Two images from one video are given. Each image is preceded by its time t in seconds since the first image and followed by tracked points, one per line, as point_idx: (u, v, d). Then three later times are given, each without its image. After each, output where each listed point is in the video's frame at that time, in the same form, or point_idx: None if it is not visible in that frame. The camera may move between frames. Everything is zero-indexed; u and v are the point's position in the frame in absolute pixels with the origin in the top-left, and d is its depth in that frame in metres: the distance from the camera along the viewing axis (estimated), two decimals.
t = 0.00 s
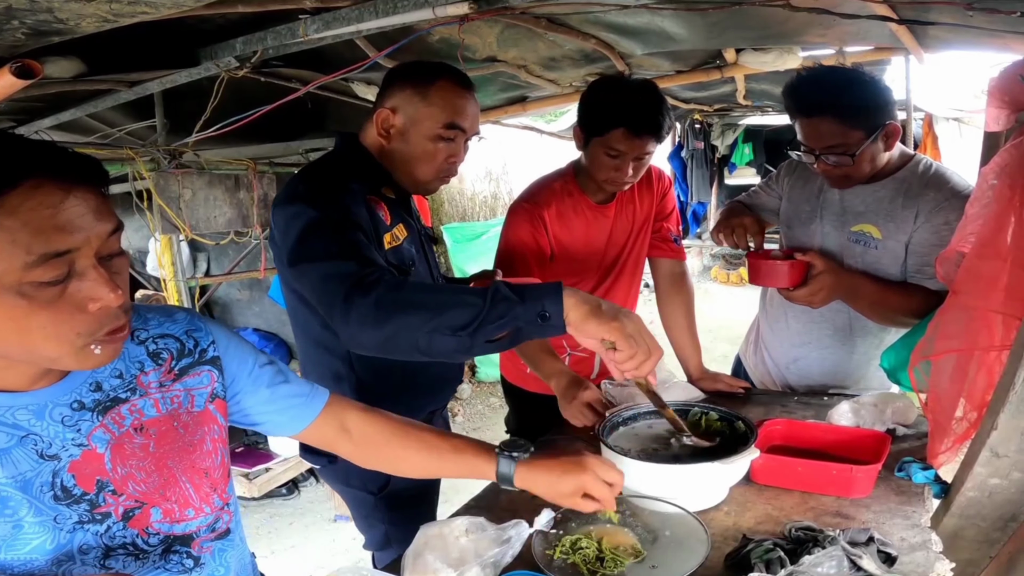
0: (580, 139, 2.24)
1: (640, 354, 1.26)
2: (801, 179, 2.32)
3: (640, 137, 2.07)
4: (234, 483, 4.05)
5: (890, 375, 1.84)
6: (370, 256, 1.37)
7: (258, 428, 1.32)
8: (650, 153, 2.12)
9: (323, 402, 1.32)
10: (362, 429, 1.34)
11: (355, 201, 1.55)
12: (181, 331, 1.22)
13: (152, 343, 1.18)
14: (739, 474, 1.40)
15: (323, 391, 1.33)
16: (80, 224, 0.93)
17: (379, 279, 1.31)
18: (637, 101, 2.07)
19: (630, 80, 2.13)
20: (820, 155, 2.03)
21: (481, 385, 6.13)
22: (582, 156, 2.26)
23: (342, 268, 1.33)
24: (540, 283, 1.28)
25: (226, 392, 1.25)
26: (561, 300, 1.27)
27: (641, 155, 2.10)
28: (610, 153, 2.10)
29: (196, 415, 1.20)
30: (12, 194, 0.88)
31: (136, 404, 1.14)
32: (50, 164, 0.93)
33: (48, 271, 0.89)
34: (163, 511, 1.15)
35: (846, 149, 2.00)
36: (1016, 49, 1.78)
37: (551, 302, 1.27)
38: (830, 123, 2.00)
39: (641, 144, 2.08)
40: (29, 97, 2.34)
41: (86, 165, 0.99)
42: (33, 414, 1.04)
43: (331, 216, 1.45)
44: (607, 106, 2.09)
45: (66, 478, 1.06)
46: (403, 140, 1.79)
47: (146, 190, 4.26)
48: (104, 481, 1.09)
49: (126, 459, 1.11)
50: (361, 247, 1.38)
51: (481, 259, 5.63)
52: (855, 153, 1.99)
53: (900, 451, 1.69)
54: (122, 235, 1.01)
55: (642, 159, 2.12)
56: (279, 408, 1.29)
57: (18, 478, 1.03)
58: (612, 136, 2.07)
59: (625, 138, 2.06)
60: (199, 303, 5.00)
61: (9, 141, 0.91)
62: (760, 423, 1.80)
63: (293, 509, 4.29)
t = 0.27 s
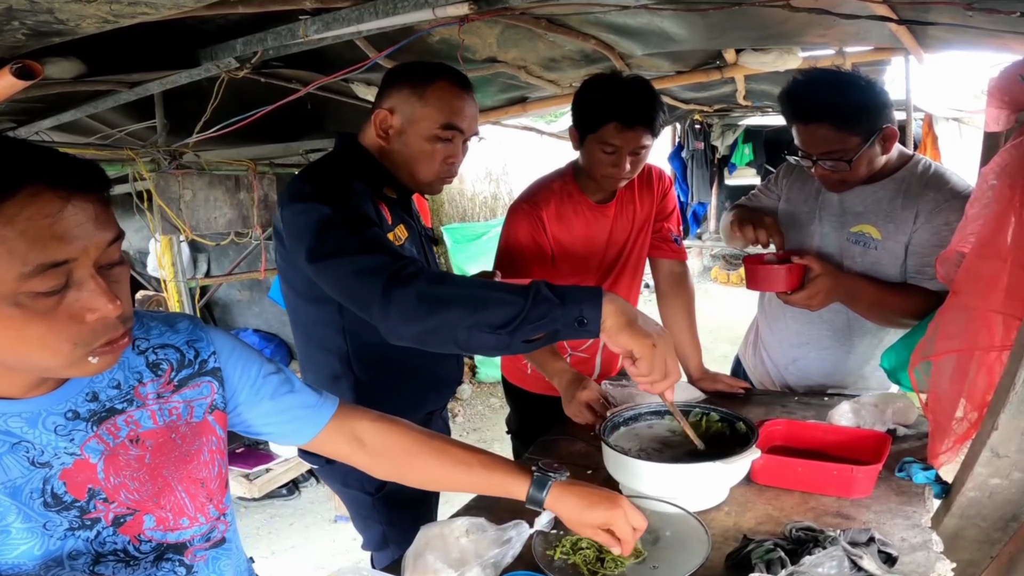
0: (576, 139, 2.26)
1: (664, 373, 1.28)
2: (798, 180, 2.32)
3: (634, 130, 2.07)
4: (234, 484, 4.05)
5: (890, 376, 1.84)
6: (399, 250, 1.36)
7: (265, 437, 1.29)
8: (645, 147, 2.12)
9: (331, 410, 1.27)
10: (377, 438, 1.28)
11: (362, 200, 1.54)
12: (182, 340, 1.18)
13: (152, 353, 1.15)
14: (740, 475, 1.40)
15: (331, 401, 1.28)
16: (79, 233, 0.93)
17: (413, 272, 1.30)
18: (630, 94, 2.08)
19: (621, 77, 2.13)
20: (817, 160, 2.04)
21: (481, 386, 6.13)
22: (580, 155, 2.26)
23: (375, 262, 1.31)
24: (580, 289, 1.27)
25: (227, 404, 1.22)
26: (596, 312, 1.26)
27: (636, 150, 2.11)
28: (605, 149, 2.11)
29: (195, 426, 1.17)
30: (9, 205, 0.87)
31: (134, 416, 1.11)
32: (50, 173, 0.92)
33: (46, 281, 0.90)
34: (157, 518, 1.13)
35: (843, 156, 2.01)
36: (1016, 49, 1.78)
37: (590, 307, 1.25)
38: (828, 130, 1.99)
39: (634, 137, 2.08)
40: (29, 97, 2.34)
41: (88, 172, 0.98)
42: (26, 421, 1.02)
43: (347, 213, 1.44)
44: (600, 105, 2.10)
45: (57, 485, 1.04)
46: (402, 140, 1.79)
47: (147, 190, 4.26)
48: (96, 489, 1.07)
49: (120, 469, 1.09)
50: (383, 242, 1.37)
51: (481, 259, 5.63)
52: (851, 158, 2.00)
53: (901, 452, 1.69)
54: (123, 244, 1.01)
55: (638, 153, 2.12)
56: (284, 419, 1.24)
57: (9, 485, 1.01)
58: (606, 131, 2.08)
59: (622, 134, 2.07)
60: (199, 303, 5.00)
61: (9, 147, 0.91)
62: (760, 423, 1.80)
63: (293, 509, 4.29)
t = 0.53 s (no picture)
0: (574, 140, 2.27)
1: (675, 365, 1.32)
2: (798, 180, 2.32)
3: (630, 123, 2.08)
4: (234, 485, 4.05)
5: (890, 376, 1.84)
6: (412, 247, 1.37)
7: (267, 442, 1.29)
8: (643, 142, 2.12)
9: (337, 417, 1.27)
10: (386, 441, 1.28)
11: (368, 196, 1.54)
12: (182, 348, 1.18)
13: (152, 360, 1.15)
14: (740, 476, 1.40)
15: (338, 405, 1.29)
16: (80, 237, 0.93)
17: (429, 268, 1.31)
18: (627, 90, 2.09)
19: (614, 74, 2.14)
20: (816, 162, 2.04)
21: (481, 387, 6.13)
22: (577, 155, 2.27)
23: (391, 259, 1.32)
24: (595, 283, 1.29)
25: (226, 413, 1.22)
26: (614, 303, 1.28)
27: (634, 145, 2.11)
28: (603, 145, 2.11)
29: (193, 434, 1.17)
30: (9, 209, 0.87)
31: (131, 424, 1.11)
32: (50, 177, 0.92)
33: (47, 285, 0.90)
34: (153, 525, 1.12)
35: (842, 157, 2.01)
36: (1016, 49, 1.78)
37: (606, 300, 1.28)
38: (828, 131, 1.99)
39: (631, 132, 2.09)
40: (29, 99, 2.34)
41: (87, 175, 0.98)
42: (21, 428, 1.02)
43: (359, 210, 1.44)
44: (596, 103, 2.11)
45: (52, 492, 1.04)
46: (407, 141, 1.79)
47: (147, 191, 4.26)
48: (91, 498, 1.07)
49: (116, 477, 1.09)
50: (396, 239, 1.38)
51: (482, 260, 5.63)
52: (852, 159, 2.00)
53: (901, 452, 1.69)
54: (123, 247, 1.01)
55: (636, 148, 2.13)
56: (287, 424, 1.24)
57: (3, 492, 1.01)
58: (602, 127, 2.09)
59: (620, 129, 2.08)
60: (199, 304, 5.00)
61: (8, 150, 0.90)
62: (760, 424, 1.80)
63: (293, 510, 4.28)
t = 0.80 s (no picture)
0: (574, 140, 2.28)
1: (640, 389, 1.22)
2: (799, 181, 2.32)
3: (630, 122, 2.08)
4: (234, 485, 4.05)
5: (890, 376, 1.84)
6: (389, 278, 1.40)
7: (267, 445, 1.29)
8: (642, 141, 2.12)
9: (338, 416, 1.29)
10: (387, 442, 1.29)
11: (361, 203, 1.54)
12: (182, 349, 1.19)
13: (152, 362, 1.15)
14: (740, 476, 1.40)
15: (339, 406, 1.30)
16: (80, 235, 0.93)
17: (397, 307, 1.36)
18: (629, 89, 2.09)
19: (611, 74, 2.15)
20: (816, 161, 2.04)
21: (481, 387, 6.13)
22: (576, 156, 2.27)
23: (362, 295, 1.36)
24: (550, 331, 1.30)
25: (226, 415, 1.22)
26: (564, 348, 1.29)
27: (633, 145, 2.11)
28: (603, 145, 2.11)
29: (193, 436, 1.17)
30: (9, 207, 0.87)
31: (131, 425, 1.11)
32: (51, 176, 0.92)
33: (47, 283, 0.90)
34: (152, 527, 1.12)
35: (842, 156, 2.00)
36: (1016, 49, 1.78)
37: (557, 349, 1.30)
38: (829, 130, 1.99)
39: (630, 131, 2.09)
40: (29, 99, 2.34)
41: (87, 173, 0.98)
42: (21, 428, 1.02)
43: (347, 227, 1.45)
44: (595, 104, 2.11)
45: (52, 494, 1.04)
46: (409, 140, 1.78)
47: (147, 192, 4.26)
48: (91, 499, 1.07)
49: (116, 478, 1.09)
50: (377, 265, 1.40)
51: (482, 260, 5.63)
52: (852, 158, 1.99)
53: (901, 452, 1.69)
54: (123, 245, 1.01)
55: (635, 148, 2.13)
56: (288, 426, 1.24)
57: (3, 492, 1.01)
58: (602, 126, 2.09)
59: (619, 129, 2.08)
60: (200, 304, 5.00)
61: (8, 149, 0.90)
62: (761, 424, 1.80)
63: (293, 510, 4.28)
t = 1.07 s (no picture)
0: (574, 139, 2.28)
1: (593, 410, 1.28)
2: (800, 180, 2.32)
3: (630, 121, 2.09)
4: (234, 485, 4.05)
5: (890, 376, 1.84)
6: (361, 298, 1.45)
7: (263, 444, 1.30)
8: (642, 140, 2.13)
9: (332, 415, 1.31)
10: (382, 442, 1.31)
11: (346, 212, 1.56)
12: (183, 345, 1.19)
13: (153, 357, 1.15)
14: (740, 475, 1.40)
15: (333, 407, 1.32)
16: (80, 229, 0.93)
17: (365, 330, 1.41)
18: (630, 88, 2.10)
19: (611, 73, 2.15)
20: (816, 158, 2.04)
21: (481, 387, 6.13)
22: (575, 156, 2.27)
23: (333, 317, 1.42)
24: (504, 356, 1.39)
25: (225, 411, 1.23)
26: (517, 372, 1.39)
27: (633, 144, 2.11)
28: (603, 144, 2.11)
29: (193, 432, 1.17)
30: (11, 201, 0.88)
31: (131, 420, 1.11)
32: (51, 171, 0.93)
33: (48, 277, 0.90)
34: (151, 525, 1.12)
35: (841, 152, 2.00)
36: (1016, 49, 1.78)
37: (512, 372, 1.39)
38: (828, 127, 1.99)
39: (631, 130, 2.09)
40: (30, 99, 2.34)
41: (87, 170, 0.99)
42: (21, 425, 1.02)
43: (329, 241, 1.48)
44: (594, 104, 2.12)
45: (52, 491, 1.04)
46: (405, 139, 1.78)
47: (146, 191, 4.26)
48: (91, 496, 1.07)
49: (116, 474, 1.09)
50: (353, 283, 1.44)
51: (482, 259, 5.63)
52: (851, 155, 1.99)
53: (901, 452, 1.69)
54: (122, 240, 1.00)
55: (635, 147, 2.13)
56: (287, 422, 1.26)
57: (3, 489, 1.00)
58: (602, 125, 2.10)
59: (618, 128, 2.08)
60: (200, 304, 4.99)
61: (8, 145, 0.91)
62: (761, 424, 1.80)
63: (293, 510, 4.28)
